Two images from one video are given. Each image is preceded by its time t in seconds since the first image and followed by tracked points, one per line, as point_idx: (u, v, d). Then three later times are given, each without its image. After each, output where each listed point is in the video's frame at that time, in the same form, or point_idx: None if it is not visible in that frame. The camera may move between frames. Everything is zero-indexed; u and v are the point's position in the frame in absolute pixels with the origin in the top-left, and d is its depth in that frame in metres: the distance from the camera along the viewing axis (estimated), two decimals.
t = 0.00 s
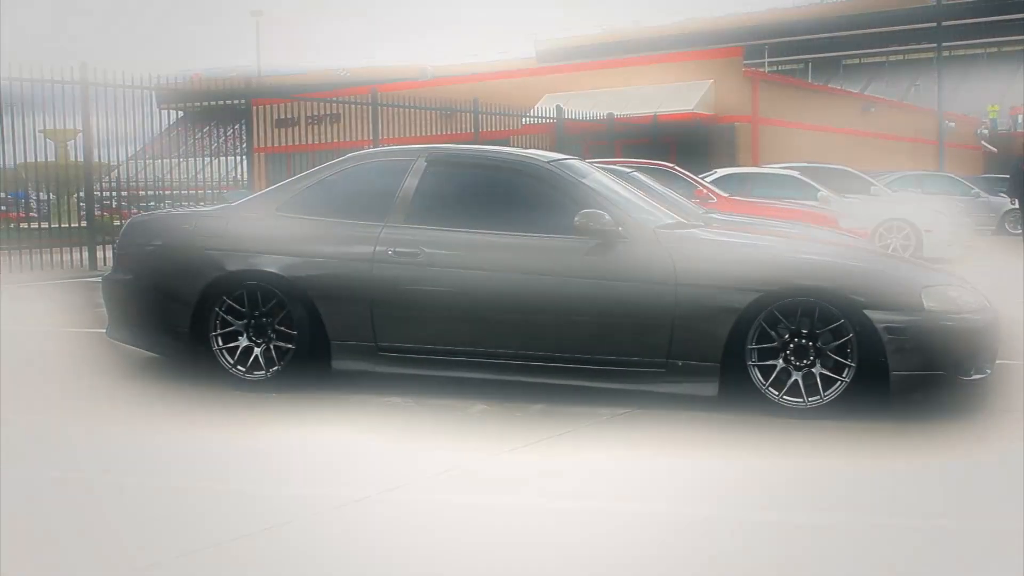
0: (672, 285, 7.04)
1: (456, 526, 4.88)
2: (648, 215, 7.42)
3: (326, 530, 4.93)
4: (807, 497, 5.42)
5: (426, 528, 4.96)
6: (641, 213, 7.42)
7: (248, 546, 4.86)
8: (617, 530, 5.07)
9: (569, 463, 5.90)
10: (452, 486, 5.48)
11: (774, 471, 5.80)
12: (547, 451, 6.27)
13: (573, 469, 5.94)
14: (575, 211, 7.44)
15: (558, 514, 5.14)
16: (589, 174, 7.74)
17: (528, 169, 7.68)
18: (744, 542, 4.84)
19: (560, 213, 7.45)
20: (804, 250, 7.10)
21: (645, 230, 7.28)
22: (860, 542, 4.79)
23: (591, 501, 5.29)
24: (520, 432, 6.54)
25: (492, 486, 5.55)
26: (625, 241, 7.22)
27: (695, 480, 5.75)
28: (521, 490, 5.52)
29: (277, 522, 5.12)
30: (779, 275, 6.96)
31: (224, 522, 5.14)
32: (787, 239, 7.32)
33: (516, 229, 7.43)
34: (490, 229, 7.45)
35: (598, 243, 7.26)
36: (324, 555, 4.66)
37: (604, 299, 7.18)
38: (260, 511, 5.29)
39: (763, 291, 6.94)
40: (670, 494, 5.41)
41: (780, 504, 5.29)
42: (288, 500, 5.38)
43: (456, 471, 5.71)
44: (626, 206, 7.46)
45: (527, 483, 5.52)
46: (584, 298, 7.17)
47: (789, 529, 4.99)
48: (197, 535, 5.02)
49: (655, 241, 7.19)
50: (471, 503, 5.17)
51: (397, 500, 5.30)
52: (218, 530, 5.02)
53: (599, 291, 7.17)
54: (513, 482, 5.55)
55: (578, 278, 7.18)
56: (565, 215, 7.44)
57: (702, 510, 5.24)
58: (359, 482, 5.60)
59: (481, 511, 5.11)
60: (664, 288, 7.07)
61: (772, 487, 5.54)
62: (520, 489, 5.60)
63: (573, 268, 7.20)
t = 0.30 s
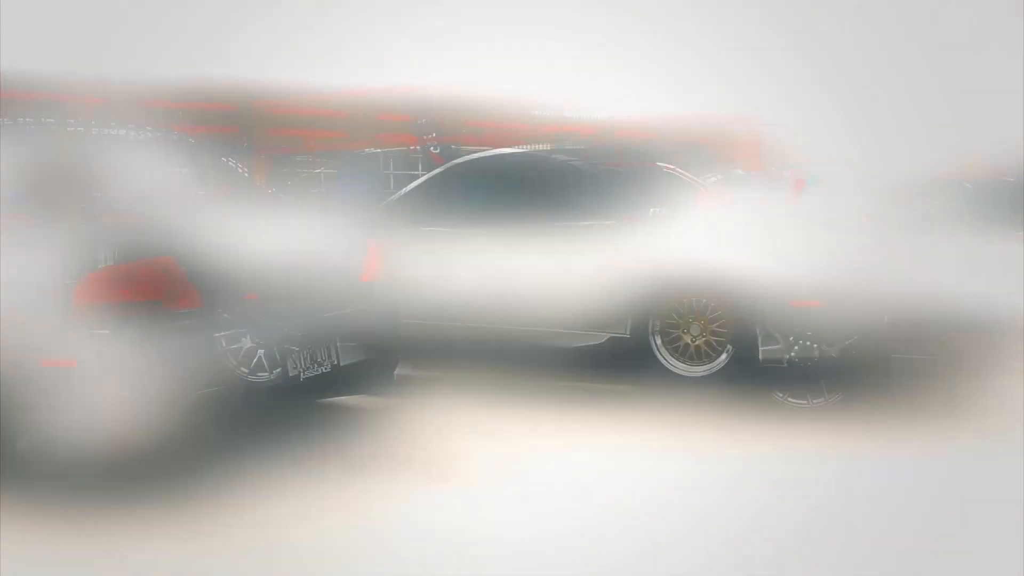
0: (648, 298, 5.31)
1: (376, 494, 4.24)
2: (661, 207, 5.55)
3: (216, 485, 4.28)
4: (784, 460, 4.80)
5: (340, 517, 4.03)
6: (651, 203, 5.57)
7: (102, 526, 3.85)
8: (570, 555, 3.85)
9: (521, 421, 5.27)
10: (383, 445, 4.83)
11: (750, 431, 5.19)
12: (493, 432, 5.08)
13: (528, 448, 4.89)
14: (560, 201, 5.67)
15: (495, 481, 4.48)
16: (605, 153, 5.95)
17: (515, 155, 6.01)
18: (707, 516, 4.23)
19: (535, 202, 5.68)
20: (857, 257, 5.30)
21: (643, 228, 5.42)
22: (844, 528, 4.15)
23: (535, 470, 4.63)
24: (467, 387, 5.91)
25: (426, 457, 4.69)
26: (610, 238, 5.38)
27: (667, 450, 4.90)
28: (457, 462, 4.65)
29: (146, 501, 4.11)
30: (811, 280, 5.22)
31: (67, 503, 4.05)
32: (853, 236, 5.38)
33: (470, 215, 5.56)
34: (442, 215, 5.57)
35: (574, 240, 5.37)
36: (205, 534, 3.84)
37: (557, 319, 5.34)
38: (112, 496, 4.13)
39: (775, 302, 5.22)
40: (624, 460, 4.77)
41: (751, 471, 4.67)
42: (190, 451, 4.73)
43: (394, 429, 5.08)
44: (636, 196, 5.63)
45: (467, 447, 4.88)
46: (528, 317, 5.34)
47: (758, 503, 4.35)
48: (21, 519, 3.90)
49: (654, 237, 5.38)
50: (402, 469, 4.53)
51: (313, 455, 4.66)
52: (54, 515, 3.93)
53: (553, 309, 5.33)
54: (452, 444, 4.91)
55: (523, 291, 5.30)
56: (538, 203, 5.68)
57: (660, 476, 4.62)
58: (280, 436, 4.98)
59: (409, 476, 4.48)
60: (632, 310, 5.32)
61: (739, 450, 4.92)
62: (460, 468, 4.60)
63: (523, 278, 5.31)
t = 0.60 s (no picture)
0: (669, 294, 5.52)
1: (408, 486, 3.97)
2: (694, 203, 5.57)
3: (235, 482, 3.98)
4: (834, 449, 4.53)
5: (369, 511, 3.74)
6: (683, 199, 5.61)
7: (119, 533, 3.54)
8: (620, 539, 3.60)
9: (549, 407, 5.00)
10: (406, 432, 4.56)
11: (793, 419, 4.91)
12: (522, 416, 4.85)
13: (560, 432, 4.65)
14: (593, 202, 5.86)
15: (528, 468, 4.22)
16: (648, 141, 5.85)
17: (556, 151, 6.12)
18: (763, 505, 3.95)
19: (567, 204, 5.94)
20: (886, 250, 5.27)
21: (672, 228, 5.55)
22: (912, 510, 3.88)
23: (571, 456, 4.36)
24: (490, 375, 5.63)
25: (454, 444, 4.42)
26: (638, 241, 5.62)
27: (710, 437, 4.68)
28: (487, 449, 4.39)
29: (163, 502, 3.80)
30: (839, 274, 5.16)
31: (84, 504, 3.78)
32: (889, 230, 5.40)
33: (502, 220, 6.12)
34: (482, 214, 6.25)
35: (602, 245, 5.71)
36: (228, 533, 3.53)
37: (577, 315, 5.78)
38: (125, 500, 3.82)
39: (801, 301, 5.19)
40: (664, 450, 4.49)
41: (803, 461, 4.39)
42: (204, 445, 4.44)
43: (415, 416, 4.82)
44: (671, 192, 5.66)
45: (496, 432, 4.61)
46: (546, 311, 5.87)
47: (816, 493, 4.06)
48: (36, 522, 3.63)
49: (683, 237, 5.50)
50: (431, 458, 4.26)
51: (335, 445, 4.39)
52: (71, 519, 3.66)
53: (573, 306, 5.79)
54: (479, 428, 4.65)
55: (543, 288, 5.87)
56: (570, 206, 5.92)
57: (706, 465, 4.34)
58: (296, 424, 4.69)
59: (440, 465, 4.20)
60: (653, 308, 5.56)
61: (783, 437, 4.67)
62: (492, 454, 4.35)
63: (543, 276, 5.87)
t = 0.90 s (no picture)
0: (701, 291, 5.46)
1: (438, 484, 3.95)
2: (725, 200, 5.52)
3: (265, 479, 3.97)
4: (868, 451, 4.47)
5: (400, 509, 3.72)
6: (715, 197, 5.56)
7: (150, 530, 3.54)
8: (650, 538, 3.56)
9: (579, 406, 4.97)
10: (436, 431, 4.54)
11: (825, 419, 4.86)
12: (552, 415, 4.82)
13: (592, 431, 4.61)
14: (622, 199, 5.84)
15: (559, 466, 4.19)
16: (679, 138, 5.80)
17: (585, 148, 6.09)
18: (797, 506, 3.89)
19: (597, 203, 5.91)
20: (919, 249, 5.21)
21: (703, 225, 5.50)
22: (950, 513, 3.81)
23: (601, 455, 4.33)
24: (518, 374, 5.61)
25: (484, 443, 4.40)
26: (669, 239, 5.57)
27: (741, 436, 4.62)
28: (518, 448, 4.37)
29: (193, 499, 3.80)
30: (873, 272, 5.09)
31: (114, 500, 3.79)
32: (923, 229, 5.34)
33: (531, 217, 6.12)
34: (511, 210, 6.25)
35: (631, 243, 5.67)
36: (259, 531, 3.53)
37: (606, 313, 5.77)
38: (155, 496, 3.82)
39: (833, 301, 5.14)
40: (696, 449, 4.44)
41: (836, 462, 4.33)
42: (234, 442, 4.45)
43: (444, 414, 4.80)
44: (702, 189, 5.62)
45: (527, 431, 4.59)
46: (576, 309, 5.88)
47: (850, 494, 4.01)
48: (67, 518, 3.64)
49: (715, 235, 5.45)
50: (461, 457, 4.24)
51: (365, 444, 4.37)
52: (102, 515, 3.66)
53: (602, 304, 5.78)
54: (508, 428, 4.63)
55: (571, 285, 5.88)
56: (599, 203, 5.91)
57: (738, 465, 4.29)
58: (326, 422, 4.69)
59: (470, 464, 4.18)
60: (684, 306, 5.52)
61: (813, 437, 4.61)
62: (522, 453, 4.32)
63: (572, 273, 5.87)
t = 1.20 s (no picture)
0: (736, 291, 5.42)
1: (474, 484, 3.94)
2: (760, 199, 5.47)
3: (300, 477, 3.98)
4: (907, 453, 4.40)
5: (436, 508, 3.71)
6: (749, 196, 5.52)
7: (187, 527, 3.55)
8: (687, 540, 3.53)
9: (613, 406, 4.95)
10: (470, 429, 4.53)
11: (862, 420, 4.80)
12: (586, 414, 4.79)
13: (627, 431, 4.58)
14: (655, 198, 5.81)
15: (594, 467, 4.17)
16: (713, 136, 5.75)
17: (617, 146, 6.06)
18: (835, 509, 3.84)
19: (629, 202, 5.89)
20: (958, 249, 5.14)
21: (737, 224, 5.46)
22: (994, 517, 3.75)
23: (636, 455, 4.30)
24: (550, 373, 5.59)
25: (518, 442, 4.39)
26: (702, 238, 5.54)
27: (777, 436, 4.58)
28: (552, 447, 4.35)
29: (230, 496, 3.81)
30: (911, 272, 5.01)
31: (152, 496, 3.80)
32: (962, 228, 5.26)
33: (562, 216, 6.11)
34: (543, 209, 6.25)
35: (665, 242, 5.64)
36: (296, 529, 3.53)
37: (639, 312, 5.74)
38: (192, 493, 3.83)
39: (870, 300, 5.07)
40: (732, 450, 4.41)
41: (875, 464, 4.27)
42: (269, 440, 4.46)
43: (478, 413, 4.79)
44: (736, 188, 5.57)
45: (561, 430, 4.57)
46: (609, 308, 5.85)
47: (890, 497, 3.95)
48: (106, 514, 3.66)
49: (750, 234, 5.40)
50: (496, 456, 4.22)
51: (399, 442, 4.37)
52: (140, 511, 3.68)
53: (635, 303, 5.75)
54: (542, 427, 4.61)
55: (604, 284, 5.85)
56: (632, 201, 5.88)
57: (776, 467, 4.24)
58: (359, 420, 4.69)
59: (504, 463, 4.16)
60: (717, 306, 5.48)
61: (850, 439, 4.55)
62: (557, 452, 4.30)
63: (605, 272, 5.85)
